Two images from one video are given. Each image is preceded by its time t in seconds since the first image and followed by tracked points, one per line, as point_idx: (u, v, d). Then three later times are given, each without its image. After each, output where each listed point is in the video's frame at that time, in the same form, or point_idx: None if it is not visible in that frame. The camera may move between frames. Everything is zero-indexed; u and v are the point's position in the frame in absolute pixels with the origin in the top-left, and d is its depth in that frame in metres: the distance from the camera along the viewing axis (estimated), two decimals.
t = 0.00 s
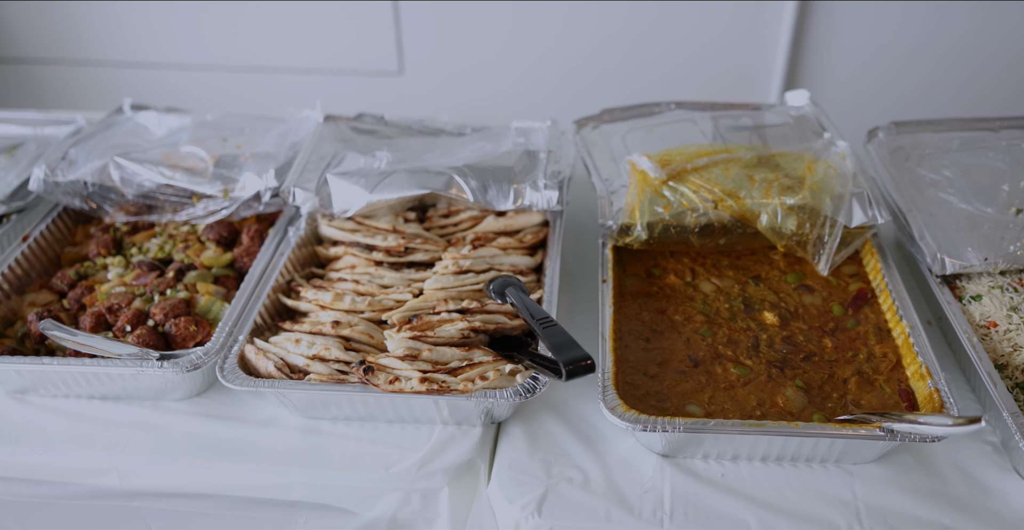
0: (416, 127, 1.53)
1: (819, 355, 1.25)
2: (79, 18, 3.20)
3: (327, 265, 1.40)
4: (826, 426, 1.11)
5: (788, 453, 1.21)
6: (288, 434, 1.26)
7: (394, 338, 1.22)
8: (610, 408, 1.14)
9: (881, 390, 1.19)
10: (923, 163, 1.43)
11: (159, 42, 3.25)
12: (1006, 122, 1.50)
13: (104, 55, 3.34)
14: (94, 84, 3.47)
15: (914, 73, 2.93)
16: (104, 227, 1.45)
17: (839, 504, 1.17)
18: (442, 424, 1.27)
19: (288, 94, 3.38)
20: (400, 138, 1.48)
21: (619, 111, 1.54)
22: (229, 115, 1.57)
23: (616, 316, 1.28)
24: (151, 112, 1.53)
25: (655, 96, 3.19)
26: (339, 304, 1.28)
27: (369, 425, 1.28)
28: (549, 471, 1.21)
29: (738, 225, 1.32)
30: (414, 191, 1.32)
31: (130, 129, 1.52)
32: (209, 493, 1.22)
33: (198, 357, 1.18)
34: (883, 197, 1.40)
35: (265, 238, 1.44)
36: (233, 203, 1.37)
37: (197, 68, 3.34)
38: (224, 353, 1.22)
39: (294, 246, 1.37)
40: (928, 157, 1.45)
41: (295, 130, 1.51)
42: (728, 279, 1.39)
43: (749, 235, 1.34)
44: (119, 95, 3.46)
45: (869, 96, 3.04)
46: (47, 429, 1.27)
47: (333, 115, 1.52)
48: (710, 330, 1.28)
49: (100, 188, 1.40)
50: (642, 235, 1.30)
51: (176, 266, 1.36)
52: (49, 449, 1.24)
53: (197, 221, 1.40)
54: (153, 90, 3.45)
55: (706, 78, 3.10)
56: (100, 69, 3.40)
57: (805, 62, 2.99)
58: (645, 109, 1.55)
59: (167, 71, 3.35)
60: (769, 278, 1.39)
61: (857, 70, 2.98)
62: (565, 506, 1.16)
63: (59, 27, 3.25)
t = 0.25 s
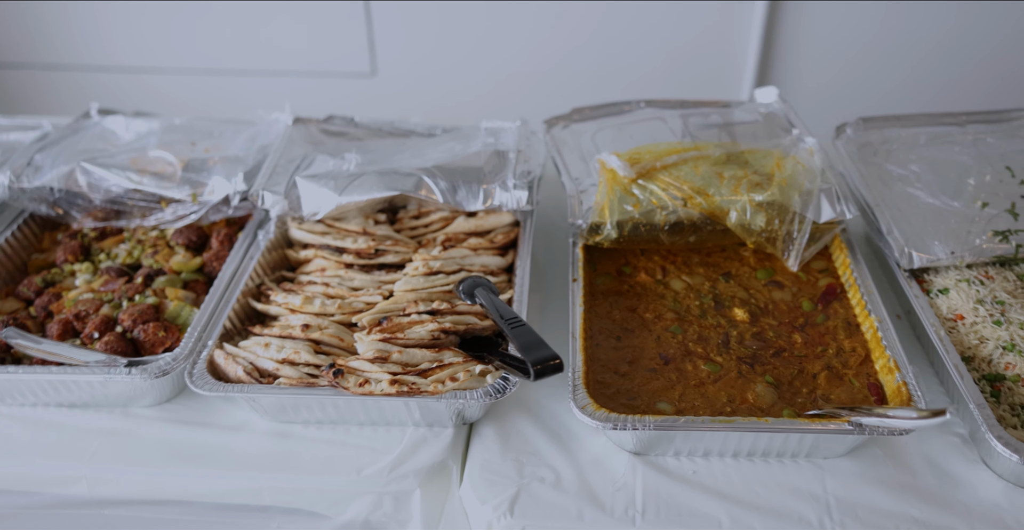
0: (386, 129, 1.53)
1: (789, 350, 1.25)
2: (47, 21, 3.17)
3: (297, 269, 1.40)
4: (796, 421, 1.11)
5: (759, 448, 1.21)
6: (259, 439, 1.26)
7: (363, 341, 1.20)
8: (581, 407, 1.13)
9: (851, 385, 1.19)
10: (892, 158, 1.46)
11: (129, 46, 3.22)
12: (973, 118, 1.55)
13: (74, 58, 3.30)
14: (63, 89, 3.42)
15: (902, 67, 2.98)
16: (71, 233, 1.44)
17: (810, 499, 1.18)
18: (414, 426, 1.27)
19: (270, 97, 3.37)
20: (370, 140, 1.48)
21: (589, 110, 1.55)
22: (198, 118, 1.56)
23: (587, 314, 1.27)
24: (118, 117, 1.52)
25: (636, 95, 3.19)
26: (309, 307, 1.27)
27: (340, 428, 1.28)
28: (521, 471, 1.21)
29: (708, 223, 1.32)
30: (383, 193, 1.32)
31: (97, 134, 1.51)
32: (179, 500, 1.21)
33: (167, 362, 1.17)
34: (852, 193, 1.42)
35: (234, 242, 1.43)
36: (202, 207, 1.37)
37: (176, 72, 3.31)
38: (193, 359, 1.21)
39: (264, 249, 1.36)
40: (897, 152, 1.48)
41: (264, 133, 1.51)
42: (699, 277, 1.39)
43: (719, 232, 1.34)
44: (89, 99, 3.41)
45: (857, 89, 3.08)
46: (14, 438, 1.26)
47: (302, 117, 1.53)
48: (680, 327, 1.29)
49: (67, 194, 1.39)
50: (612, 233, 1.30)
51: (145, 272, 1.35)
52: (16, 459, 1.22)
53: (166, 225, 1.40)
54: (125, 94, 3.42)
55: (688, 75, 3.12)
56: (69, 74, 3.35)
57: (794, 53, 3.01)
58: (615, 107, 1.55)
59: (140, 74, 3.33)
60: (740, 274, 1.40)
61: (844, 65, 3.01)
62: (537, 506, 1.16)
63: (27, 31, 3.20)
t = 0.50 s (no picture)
0: (355, 131, 1.54)
1: (760, 346, 1.25)
2: (16, 26, 3.14)
3: (266, 274, 1.38)
4: (767, 417, 1.11)
5: (731, 445, 1.21)
6: (228, 446, 1.24)
7: (332, 345, 1.19)
8: (551, 408, 1.12)
9: (822, 380, 1.19)
10: (860, 152, 1.48)
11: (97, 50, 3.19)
12: (939, 111, 1.57)
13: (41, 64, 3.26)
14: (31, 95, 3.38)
15: (887, 61, 3.01)
16: (35, 241, 1.42)
17: (782, 494, 1.18)
18: (385, 430, 1.26)
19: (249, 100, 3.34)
20: (338, 143, 1.48)
21: (558, 109, 1.54)
22: (164, 124, 1.56)
23: (557, 314, 1.27)
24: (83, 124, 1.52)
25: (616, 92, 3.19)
26: (277, 312, 1.26)
27: (310, 434, 1.26)
28: (493, 473, 1.21)
29: (678, 220, 1.32)
30: (351, 195, 1.32)
31: (61, 141, 1.50)
32: (147, 511, 1.19)
33: (133, 371, 1.16)
34: (821, 188, 1.42)
35: (202, 248, 1.42)
36: (168, 213, 1.35)
37: (154, 76, 3.28)
38: (160, 367, 1.19)
39: (232, 255, 1.35)
40: (865, 146, 1.50)
41: (232, 137, 1.51)
42: (669, 274, 1.39)
43: (689, 229, 1.34)
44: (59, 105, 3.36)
45: (841, 83, 3.10)
46: None
47: (269, 121, 1.53)
48: (651, 326, 1.28)
49: (31, 202, 1.37)
50: (581, 233, 1.30)
51: (111, 279, 1.33)
52: None
53: (133, 232, 1.38)
54: (96, 99, 3.38)
55: (670, 71, 3.12)
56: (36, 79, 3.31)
57: (775, 49, 3.02)
58: (584, 106, 1.55)
59: (110, 78, 3.29)
60: (710, 271, 1.40)
61: (828, 58, 3.03)
62: (509, 508, 1.15)
63: None
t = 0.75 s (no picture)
0: (323, 133, 1.56)
1: (729, 343, 1.25)
2: None
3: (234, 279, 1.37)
4: (736, 414, 1.11)
5: (701, 442, 1.21)
6: (196, 453, 1.23)
7: (300, 350, 1.18)
8: (520, 409, 1.12)
9: (791, 375, 1.19)
10: (828, 148, 1.49)
11: (64, 54, 3.13)
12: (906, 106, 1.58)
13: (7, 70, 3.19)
14: None
15: (865, 57, 3.02)
16: None
17: (753, 490, 1.18)
18: (355, 434, 1.26)
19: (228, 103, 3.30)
20: (306, 145, 1.50)
21: (527, 108, 1.54)
22: (131, 129, 1.56)
23: (526, 314, 1.27)
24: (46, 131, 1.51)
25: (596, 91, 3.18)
26: (245, 318, 1.25)
27: (280, 439, 1.26)
28: (464, 474, 1.20)
29: (646, 218, 1.32)
30: (318, 199, 1.32)
31: (24, 148, 1.49)
32: (114, 521, 1.18)
33: (98, 380, 1.14)
34: (789, 184, 1.43)
35: (169, 254, 1.41)
36: (134, 218, 1.35)
37: (131, 81, 3.23)
38: (126, 375, 1.18)
39: (199, 260, 1.34)
40: (833, 142, 1.51)
41: (199, 141, 1.52)
42: (639, 273, 1.39)
43: (658, 227, 1.34)
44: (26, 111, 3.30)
45: (822, 79, 3.11)
46: None
47: (236, 124, 1.53)
48: (620, 324, 1.28)
49: None
50: (550, 233, 1.30)
51: (76, 287, 1.32)
52: None
53: (99, 239, 1.37)
54: (64, 104, 3.32)
55: (650, 69, 3.12)
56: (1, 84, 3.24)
57: (753, 46, 3.03)
58: (553, 105, 1.54)
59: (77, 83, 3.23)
60: (679, 269, 1.40)
61: (810, 53, 3.03)
62: (480, 509, 1.15)
63: None
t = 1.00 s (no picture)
0: (292, 136, 1.58)
1: (698, 339, 1.26)
2: None
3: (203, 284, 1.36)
4: (705, 410, 1.11)
5: (671, 440, 1.21)
6: (164, 461, 1.22)
7: (268, 355, 1.17)
8: (489, 409, 1.10)
9: (760, 371, 1.20)
10: (794, 144, 1.50)
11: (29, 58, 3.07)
12: (872, 100, 1.62)
13: None
14: None
15: (841, 52, 3.04)
16: None
17: (723, 486, 1.18)
18: (325, 438, 1.25)
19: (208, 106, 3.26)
20: (274, 149, 1.52)
21: (496, 108, 1.55)
22: (96, 135, 1.55)
23: (495, 315, 1.27)
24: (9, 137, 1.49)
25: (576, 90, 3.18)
26: (212, 323, 1.24)
27: (250, 445, 1.25)
28: (435, 476, 1.20)
29: (615, 216, 1.32)
30: (285, 202, 1.33)
31: None
32: None
33: (63, 389, 1.13)
34: (757, 180, 1.44)
35: (136, 260, 1.40)
36: (100, 225, 1.34)
37: (107, 85, 3.18)
38: (91, 383, 1.16)
39: (166, 266, 1.33)
40: (800, 137, 1.53)
41: (166, 146, 1.52)
42: (608, 271, 1.39)
43: (627, 225, 1.35)
44: None
45: (801, 74, 3.12)
46: None
47: (202, 129, 1.53)
48: (590, 323, 1.28)
49: None
50: (518, 232, 1.30)
51: (41, 295, 1.30)
52: None
53: (64, 246, 1.36)
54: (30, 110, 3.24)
55: (629, 68, 3.12)
56: None
57: (731, 42, 3.04)
58: (521, 105, 1.55)
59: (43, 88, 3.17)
60: (649, 266, 1.40)
61: (790, 49, 3.04)
62: (451, 511, 1.14)
63: None
